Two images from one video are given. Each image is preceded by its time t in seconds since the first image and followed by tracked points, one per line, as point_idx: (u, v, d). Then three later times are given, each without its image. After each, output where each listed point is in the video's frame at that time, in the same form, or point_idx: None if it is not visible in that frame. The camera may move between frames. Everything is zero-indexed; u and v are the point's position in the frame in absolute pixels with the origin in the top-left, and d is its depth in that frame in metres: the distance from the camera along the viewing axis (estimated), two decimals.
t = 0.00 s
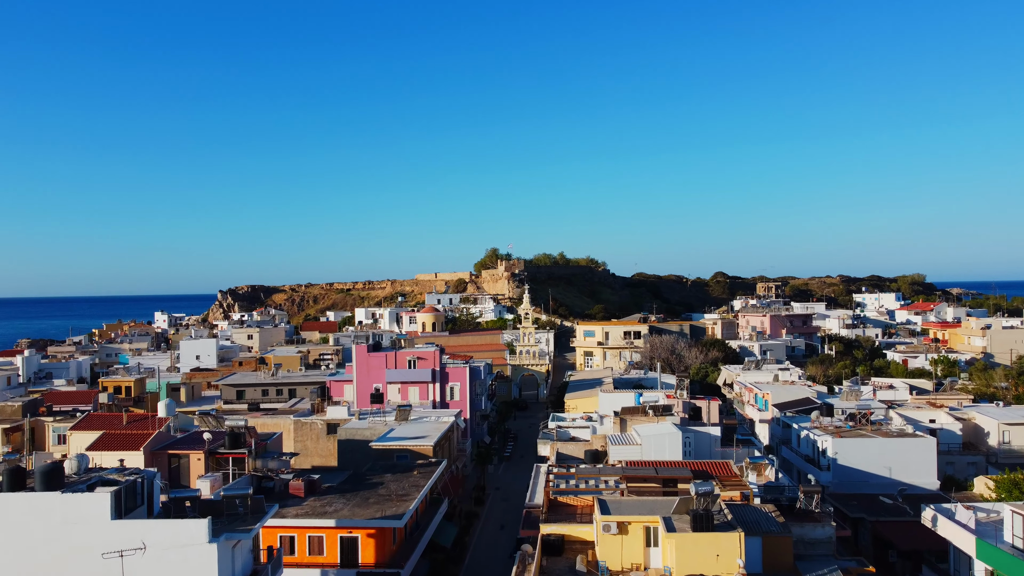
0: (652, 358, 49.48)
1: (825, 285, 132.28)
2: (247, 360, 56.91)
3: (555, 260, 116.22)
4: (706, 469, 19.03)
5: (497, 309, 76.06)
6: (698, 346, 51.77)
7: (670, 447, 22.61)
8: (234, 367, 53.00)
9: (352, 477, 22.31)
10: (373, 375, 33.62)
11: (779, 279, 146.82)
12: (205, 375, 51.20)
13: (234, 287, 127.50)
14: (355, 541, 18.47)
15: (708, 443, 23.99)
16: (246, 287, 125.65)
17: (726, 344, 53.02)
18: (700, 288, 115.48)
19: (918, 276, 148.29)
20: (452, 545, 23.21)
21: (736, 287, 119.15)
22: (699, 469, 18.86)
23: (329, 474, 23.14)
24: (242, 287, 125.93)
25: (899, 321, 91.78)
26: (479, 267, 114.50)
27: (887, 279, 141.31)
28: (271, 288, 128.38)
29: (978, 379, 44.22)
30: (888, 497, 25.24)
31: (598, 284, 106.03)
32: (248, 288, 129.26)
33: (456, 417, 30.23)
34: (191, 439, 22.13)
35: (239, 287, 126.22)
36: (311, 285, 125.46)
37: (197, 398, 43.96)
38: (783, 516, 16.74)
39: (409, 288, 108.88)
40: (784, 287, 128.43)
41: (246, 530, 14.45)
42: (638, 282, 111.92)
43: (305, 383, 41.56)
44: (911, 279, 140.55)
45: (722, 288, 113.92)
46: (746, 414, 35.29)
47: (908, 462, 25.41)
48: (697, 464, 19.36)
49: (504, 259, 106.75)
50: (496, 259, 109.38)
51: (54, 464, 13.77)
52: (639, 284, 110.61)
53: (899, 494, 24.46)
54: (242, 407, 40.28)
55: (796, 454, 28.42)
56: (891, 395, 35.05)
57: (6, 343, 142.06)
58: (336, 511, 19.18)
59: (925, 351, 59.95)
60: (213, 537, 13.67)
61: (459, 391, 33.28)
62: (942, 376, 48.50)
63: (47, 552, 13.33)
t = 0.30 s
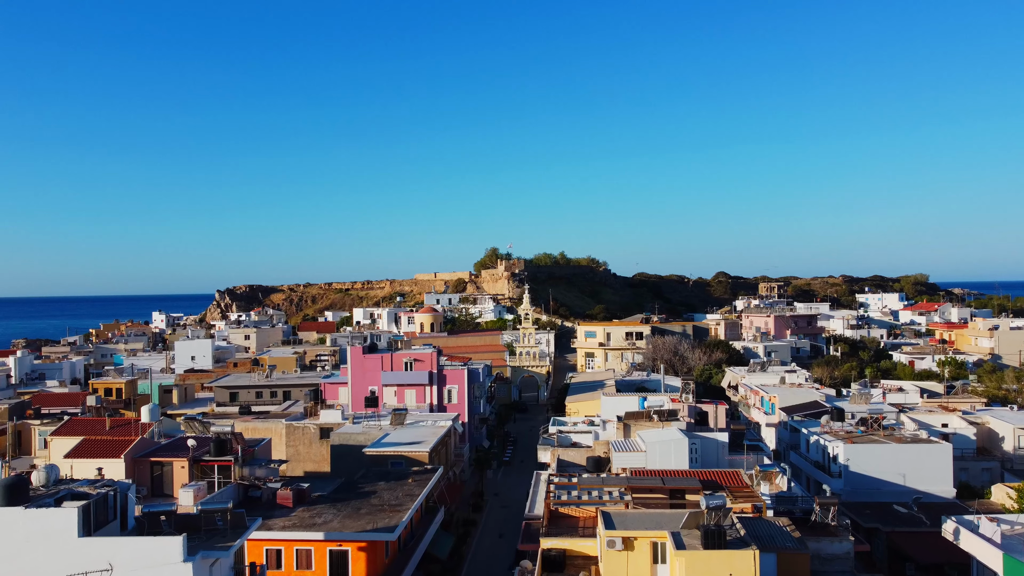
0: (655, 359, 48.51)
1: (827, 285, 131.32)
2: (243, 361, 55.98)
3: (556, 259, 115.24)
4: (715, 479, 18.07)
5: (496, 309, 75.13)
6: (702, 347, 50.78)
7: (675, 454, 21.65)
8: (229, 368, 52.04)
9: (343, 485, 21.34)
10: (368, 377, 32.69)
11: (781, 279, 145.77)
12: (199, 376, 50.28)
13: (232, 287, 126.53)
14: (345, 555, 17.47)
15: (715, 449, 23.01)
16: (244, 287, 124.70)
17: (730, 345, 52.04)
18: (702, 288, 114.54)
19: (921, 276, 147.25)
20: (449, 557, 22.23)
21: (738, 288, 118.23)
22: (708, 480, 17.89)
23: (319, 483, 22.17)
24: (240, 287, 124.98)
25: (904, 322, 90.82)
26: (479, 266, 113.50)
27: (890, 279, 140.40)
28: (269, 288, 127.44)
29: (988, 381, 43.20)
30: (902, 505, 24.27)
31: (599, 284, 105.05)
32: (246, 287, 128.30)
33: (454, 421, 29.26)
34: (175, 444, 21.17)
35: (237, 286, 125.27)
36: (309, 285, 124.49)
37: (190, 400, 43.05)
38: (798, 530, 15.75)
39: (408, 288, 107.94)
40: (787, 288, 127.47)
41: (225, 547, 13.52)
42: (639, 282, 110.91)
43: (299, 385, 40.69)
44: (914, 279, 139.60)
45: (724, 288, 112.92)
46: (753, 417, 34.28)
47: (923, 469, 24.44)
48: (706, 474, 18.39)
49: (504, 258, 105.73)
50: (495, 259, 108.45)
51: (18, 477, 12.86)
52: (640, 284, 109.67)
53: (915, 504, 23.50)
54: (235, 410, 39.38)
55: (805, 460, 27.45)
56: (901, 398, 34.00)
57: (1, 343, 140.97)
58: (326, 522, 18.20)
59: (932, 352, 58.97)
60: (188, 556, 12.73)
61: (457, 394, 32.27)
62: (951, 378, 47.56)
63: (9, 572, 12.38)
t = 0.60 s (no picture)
0: (657, 360, 47.56)
1: (830, 285, 130.37)
2: (238, 362, 55.02)
3: (556, 259, 114.24)
4: (725, 490, 17.11)
5: (496, 309, 74.22)
6: (705, 348, 49.80)
7: (682, 462, 20.69)
8: (223, 369, 51.04)
9: (334, 494, 20.38)
10: (363, 380, 31.74)
11: (784, 279, 144.69)
12: (192, 378, 49.35)
13: (230, 287, 125.55)
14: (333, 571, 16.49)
15: (723, 456, 22.05)
16: (242, 287, 123.73)
17: (734, 346, 51.07)
18: (703, 288, 113.57)
19: (924, 276, 146.30)
20: (444, 569, 21.26)
21: (740, 288, 117.27)
22: (718, 491, 16.93)
23: (309, 491, 21.23)
24: (237, 286, 124.04)
25: (908, 323, 89.79)
26: (479, 266, 112.52)
27: (893, 279, 139.44)
28: (267, 288, 126.50)
29: (999, 383, 42.20)
30: (917, 514, 23.32)
31: (600, 284, 104.09)
32: (243, 287, 127.32)
33: (451, 425, 28.31)
34: (158, 451, 20.23)
35: (235, 286, 124.31)
36: (308, 285, 123.49)
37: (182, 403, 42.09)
38: (815, 545, 14.79)
39: (407, 287, 106.92)
40: (789, 288, 126.52)
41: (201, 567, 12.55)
42: (640, 282, 109.88)
43: (294, 387, 39.73)
44: (916, 279, 138.59)
45: (726, 288, 111.88)
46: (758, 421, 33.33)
47: (938, 477, 23.48)
48: (715, 485, 17.43)
49: (504, 258, 104.72)
50: (495, 258, 107.50)
51: None
52: (642, 284, 108.68)
53: (930, 512, 22.55)
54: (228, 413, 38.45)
55: (815, 467, 26.49)
56: (912, 401, 33.00)
57: None
58: (314, 535, 17.24)
59: (939, 353, 58.02)
60: None
61: (455, 397, 31.42)
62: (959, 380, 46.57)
63: None
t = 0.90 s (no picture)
0: (659, 362, 46.60)
1: (832, 285, 129.40)
2: (232, 363, 54.04)
3: (556, 259, 113.26)
4: (736, 503, 16.10)
5: (496, 309, 73.33)
6: (708, 349, 48.79)
7: (690, 470, 19.73)
8: (217, 371, 50.12)
9: (324, 504, 19.39)
10: (358, 383, 30.74)
11: (786, 279, 143.72)
12: (185, 379, 48.40)
13: (227, 287, 124.63)
14: None
15: (732, 463, 21.06)
16: (240, 287, 122.82)
17: (738, 347, 50.11)
18: (705, 288, 112.60)
19: (926, 276, 145.33)
20: None
21: (742, 288, 116.31)
22: (729, 503, 15.93)
23: (297, 500, 20.27)
24: (235, 287, 123.14)
25: (912, 323, 88.76)
26: (478, 265, 111.58)
27: (896, 279, 138.56)
28: (265, 288, 125.61)
29: (1010, 385, 41.16)
30: (934, 524, 22.32)
31: (601, 284, 103.14)
32: (241, 288, 126.35)
33: (448, 430, 27.36)
34: (139, 459, 19.27)
35: (233, 287, 123.40)
36: (306, 285, 122.55)
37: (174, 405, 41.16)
38: (834, 563, 13.74)
39: (406, 287, 105.95)
40: (792, 288, 125.51)
41: None
42: (641, 282, 108.86)
43: (288, 390, 38.78)
44: (919, 279, 137.63)
45: (728, 288, 110.85)
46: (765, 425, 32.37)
47: (956, 485, 22.48)
48: (726, 496, 16.43)
49: (504, 257, 103.77)
50: (494, 258, 106.59)
51: None
52: (643, 284, 107.70)
53: (948, 522, 21.56)
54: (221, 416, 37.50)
55: (826, 474, 25.50)
56: (924, 405, 31.99)
57: None
58: (301, 549, 16.23)
59: (946, 354, 57.03)
60: None
61: (452, 400, 30.50)
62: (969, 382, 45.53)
63: None
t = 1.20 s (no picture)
0: (662, 363, 45.68)
1: (835, 285, 128.52)
2: (227, 364, 53.11)
3: (556, 259, 112.23)
4: (749, 517, 15.11)
5: (495, 309, 72.44)
6: (712, 350, 47.84)
7: (698, 480, 18.82)
8: (211, 372, 49.20)
9: (313, 516, 18.42)
10: (352, 386, 29.84)
11: (789, 279, 142.75)
12: (178, 381, 47.45)
13: (225, 287, 123.75)
14: None
15: (741, 472, 20.13)
16: (237, 287, 121.92)
17: (741, 348, 49.18)
18: (707, 288, 111.69)
19: (929, 276, 144.29)
20: None
21: (744, 288, 115.37)
22: (741, 518, 14.96)
23: (284, 511, 19.29)
24: (233, 287, 122.26)
25: (916, 324, 87.79)
26: (478, 265, 110.65)
27: (899, 279, 137.63)
28: (263, 288, 124.71)
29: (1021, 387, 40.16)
30: (951, 534, 21.37)
31: (601, 284, 102.21)
32: (238, 287, 125.41)
33: (444, 435, 26.42)
34: (118, 467, 18.29)
35: (230, 286, 122.53)
36: (304, 284, 121.57)
37: (166, 408, 40.28)
38: None
39: (405, 287, 105.00)
40: (793, 288, 124.61)
41: None
42: (643, 282, 107.90)
43: (282, 392, 37.86)
44: (922, 279, 136.71)
45: (730, 288, 109.87)
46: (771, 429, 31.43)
47: (974, 494, 21.52)
48: (737, 510, 15.45)
49: (503, 257, 102.85)
50: (493, 258, 105.65)
51: None
52: (644, 284, 106.72)
53: (966, 533, 20.62)
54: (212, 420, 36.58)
55: (837, 481, 24.55)
56: (935, 408, 31.00)
57: None
58: (286, 565, 15.25)
59: (953, 355, 56.04)
60: None
61: (450, 404, 29.51)
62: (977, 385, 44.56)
63: None
